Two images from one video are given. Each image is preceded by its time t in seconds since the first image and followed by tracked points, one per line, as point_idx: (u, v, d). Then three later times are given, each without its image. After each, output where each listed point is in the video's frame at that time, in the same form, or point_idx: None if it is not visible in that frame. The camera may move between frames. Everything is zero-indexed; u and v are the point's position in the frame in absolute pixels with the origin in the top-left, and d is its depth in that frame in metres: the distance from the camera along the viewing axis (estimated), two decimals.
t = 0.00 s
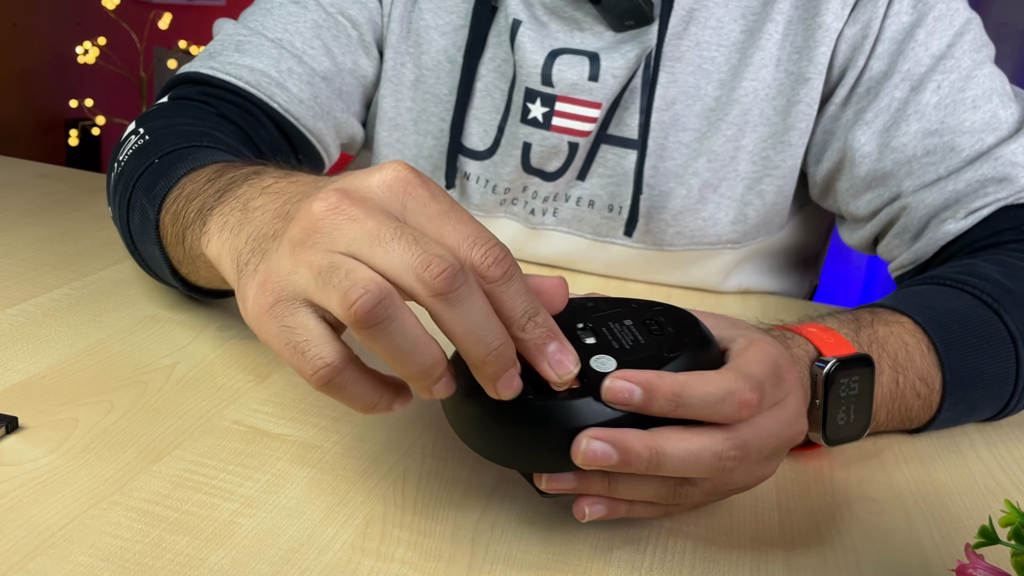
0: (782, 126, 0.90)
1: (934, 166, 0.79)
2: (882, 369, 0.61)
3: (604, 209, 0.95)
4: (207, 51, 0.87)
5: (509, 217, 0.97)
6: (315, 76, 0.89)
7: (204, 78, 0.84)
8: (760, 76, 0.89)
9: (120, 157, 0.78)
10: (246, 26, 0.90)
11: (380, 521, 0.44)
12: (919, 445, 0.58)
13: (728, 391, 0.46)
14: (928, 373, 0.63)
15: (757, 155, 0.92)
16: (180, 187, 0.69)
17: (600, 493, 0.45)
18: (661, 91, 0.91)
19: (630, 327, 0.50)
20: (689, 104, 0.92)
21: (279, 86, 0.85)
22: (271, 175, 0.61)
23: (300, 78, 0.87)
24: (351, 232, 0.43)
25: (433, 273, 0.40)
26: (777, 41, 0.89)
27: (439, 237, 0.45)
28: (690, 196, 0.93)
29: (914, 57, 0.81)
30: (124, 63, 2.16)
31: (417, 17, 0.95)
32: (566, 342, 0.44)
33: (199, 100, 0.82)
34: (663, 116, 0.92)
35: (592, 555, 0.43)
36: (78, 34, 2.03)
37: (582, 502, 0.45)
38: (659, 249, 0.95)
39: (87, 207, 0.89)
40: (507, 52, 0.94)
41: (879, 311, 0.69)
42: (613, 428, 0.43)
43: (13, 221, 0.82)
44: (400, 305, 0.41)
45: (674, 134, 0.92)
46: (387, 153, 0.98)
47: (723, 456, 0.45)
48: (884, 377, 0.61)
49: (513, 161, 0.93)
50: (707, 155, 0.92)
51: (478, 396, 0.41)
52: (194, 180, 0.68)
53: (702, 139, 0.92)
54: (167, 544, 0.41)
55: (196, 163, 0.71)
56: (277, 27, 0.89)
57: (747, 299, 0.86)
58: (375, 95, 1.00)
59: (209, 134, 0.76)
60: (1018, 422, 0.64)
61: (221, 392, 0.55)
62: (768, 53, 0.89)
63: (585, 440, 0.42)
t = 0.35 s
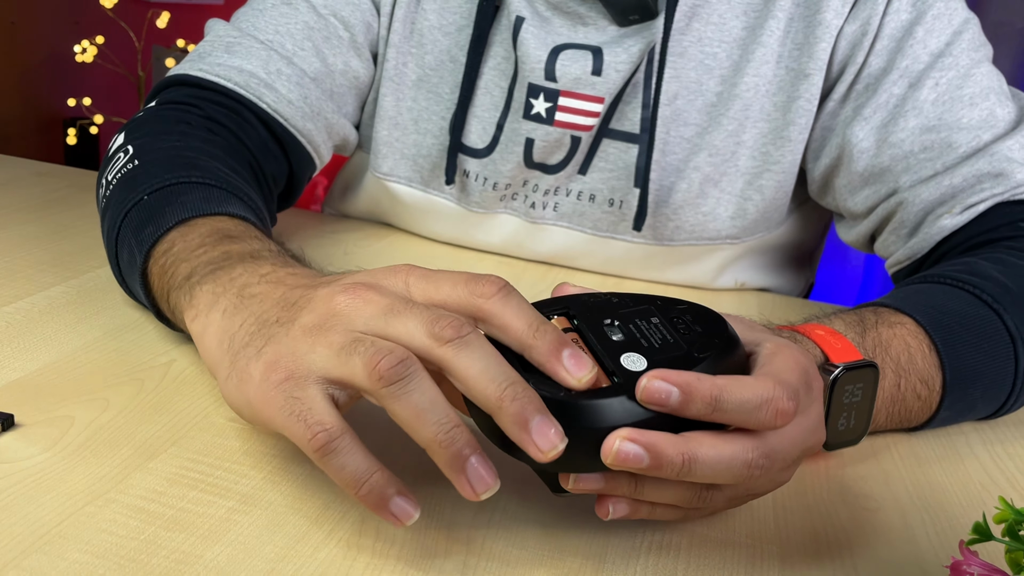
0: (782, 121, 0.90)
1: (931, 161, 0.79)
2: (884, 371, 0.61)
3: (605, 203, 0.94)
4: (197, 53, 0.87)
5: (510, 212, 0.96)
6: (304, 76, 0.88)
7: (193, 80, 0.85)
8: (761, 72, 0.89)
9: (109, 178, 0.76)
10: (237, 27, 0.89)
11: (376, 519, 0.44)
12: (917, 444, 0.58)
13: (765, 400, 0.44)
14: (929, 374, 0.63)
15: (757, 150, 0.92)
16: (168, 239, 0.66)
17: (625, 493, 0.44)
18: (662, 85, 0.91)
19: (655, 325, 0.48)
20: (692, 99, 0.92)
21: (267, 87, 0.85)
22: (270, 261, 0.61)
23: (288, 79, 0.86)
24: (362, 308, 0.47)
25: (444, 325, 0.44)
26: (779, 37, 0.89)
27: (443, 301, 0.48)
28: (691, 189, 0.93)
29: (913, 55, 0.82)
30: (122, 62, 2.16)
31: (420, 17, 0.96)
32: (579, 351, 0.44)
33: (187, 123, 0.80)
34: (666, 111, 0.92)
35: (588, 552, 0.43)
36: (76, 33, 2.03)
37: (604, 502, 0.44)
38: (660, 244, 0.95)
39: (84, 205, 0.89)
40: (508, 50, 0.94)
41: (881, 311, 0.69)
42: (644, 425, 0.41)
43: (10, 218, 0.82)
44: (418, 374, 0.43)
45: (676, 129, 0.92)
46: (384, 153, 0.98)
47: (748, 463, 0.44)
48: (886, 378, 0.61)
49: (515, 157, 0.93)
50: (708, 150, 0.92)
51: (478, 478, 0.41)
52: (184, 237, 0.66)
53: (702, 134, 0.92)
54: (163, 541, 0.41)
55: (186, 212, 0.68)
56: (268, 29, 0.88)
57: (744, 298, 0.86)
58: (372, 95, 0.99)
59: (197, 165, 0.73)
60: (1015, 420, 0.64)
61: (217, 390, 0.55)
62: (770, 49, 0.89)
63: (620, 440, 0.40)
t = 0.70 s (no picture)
0: (775, 107, 0.91)
1: (924, 145, 0.79)
2: (865, 352, 0.62)
3: (599, 188, 0.94)
4: (186, 35, 0.88)
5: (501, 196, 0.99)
6: (293, 59, 0.89)
7: (182, 62, 0.84)
8: (755, 57, 0.90)
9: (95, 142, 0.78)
10: (225, 10, 0.90)
11: (360, 493, 0.44)
12: (901, 424, 0.59)
13: (705, 289, 0.48)
14: (912, 356, 0.63)
15: (750, 136, 0.92)
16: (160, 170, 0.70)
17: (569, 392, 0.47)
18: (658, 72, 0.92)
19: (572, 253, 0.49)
20: (687, 85, 0.92)
21: (255, 69, 0.85)
22: (248, 150, 0.65)
23: (275, 62, 0.87)
24: (354, 245, 0.48)
25: (472, 173, 0.45)
26: (774, 22, 0.89)
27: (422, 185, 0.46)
28: (684, 175, 0.93)
29: (907, 39, 0.82)
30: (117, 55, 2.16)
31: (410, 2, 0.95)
32: (548, 261, 0.44)
33: (162, 82, 0.83)
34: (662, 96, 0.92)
35: (569, 525, 0.44)
36: (71, 26, 2.03)
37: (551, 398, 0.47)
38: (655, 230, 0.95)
39: (75, 193, 0.89)
40: (502, 38, 0.95)
41: (864, 293, 0.68)
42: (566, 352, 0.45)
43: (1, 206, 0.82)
44: (379, 291, 0.45)
45: (670, 114, 0.93)
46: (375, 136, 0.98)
47: (672, 363, 0.48)
48: (867, 359, 0.61)
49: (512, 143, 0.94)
50: (700, 135, 0.92)
51: (437, 336, 0.41)
52: (176, 160, 0.70)
53: (695, 120, 0.93)
54: (148, 514, 0.41)
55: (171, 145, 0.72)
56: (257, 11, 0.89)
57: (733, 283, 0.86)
58: (362, 80, 0.99)
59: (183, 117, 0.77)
60: (1000, 401, 0.64)
61: (204, 370, 0.56)
62: (765, 34, 0.89)
63: (555, 325, 0.42)
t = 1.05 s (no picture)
0: (768, 112, 0.90)
1: (920, 148, 0.79)
2: (861, 352, 0.62)
3: (592, 195, 0.95)
4: (180, 37, 0.87)
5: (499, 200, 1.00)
6: (287, 61, 0.89)
7: (173, 63, 0.84)
8: (747, 62, 0.90)
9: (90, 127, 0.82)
10: (219, 12, 0.90)
11: (356, 495, 0.44)
12: (898, 425, 0.59)
13: (699, 282, 0.48)
14: (908, 356, 0.63)
15: (743, 141, 0.92)
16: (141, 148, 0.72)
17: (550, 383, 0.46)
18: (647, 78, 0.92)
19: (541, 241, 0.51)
20: (677, 91, 0.92)
21: (248, 68, 0.84)
22: (231, 104, 0.64)
23: (269, 62, 0.87)
24: (352, 229, 0.47)
25: (481, 177, 0.44)
26: (765, 25, 0.89)
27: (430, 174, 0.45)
28: (676, 182, 0.93)
29: (900, 41, 0.82)
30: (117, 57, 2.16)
31: (398, 9, 0.96)
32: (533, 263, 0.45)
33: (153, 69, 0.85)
34: (652, 103, 0.93)
35: (566, 527, 0.44)
36: (71, 28, 2.03)
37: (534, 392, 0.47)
38: (647, 237, 0.96)
39: (74, 195, 0.89)
40: (491, 46, 0.95)
41: (860, 294, 0.69)
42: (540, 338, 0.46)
43: None
44: (402, 287, 0.44)
45: (660, 121, 0.93)
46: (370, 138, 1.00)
47: (646, 347, 0.48)
48: (863, 359, 0.61)
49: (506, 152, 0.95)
50: (693, 141, 0.92)
51: (470, 339, 0.42)
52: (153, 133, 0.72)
53: (688, 125, 0.93)
54: (145, 517, 0.41)
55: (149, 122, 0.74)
56: (250, 14, 0.89)
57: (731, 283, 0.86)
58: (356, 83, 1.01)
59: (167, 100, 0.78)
60: (998, 401, 0.64)
61: (202, 372, 0.56)
62: (755, 38, 0.89)
63: (528, 311, 0.43)
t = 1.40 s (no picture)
0: (766, 114, 0.90)
1: (918, 150, 0.79)
2: (856, 349, 0.62)
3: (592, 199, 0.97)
4: (177, 41, 0.86)
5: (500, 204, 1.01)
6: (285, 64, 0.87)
7: (170, 65, 0.83)
8: (745, 65, 0.90)
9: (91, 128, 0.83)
10: (217, 14, 0.89)
11: (356, 497, 0.44)
12: (895, 424, 0.59)
13: (711, 236, 0.48)
14: (904, 354, 0.63)
15: (742, 144, 0.92)
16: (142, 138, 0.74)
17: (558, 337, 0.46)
18: (646, 82, 0.92)
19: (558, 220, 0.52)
20: (676, 94, 0.93)
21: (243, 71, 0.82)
22: (236, 83, 0.64)
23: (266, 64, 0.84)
24: (370, 195, 0.47)
25: (502, 135, 0.45)
26: (763, 28, 0.89)
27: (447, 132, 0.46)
28: (676, 185, 0.95)
29: (898, 43, 0.82)
30: (116, 57, 2.16)
31: (396, 12, 0.96)
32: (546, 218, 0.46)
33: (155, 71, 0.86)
34: (653, 107, 0.94)
35: (564, 527, 0.44)
36: (70, 28, 2.03)
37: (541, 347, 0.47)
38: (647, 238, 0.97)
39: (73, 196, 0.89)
40: (490, 50, 0.96)
41: (855, 292, 0.69)
42: (548, 292, 0.46)
43: None
44: (417, 245, 0.44)
45: (659, 125, 0.94)
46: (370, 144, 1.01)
47: (652, 303, 0.48)
48: (858, 357, 0.62)
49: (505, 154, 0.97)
50: (691, 144, 0.93)
51: (477, 292, 0.41)
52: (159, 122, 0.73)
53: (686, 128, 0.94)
54: (145, 520, 0.41)
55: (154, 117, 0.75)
56: (249, 16, 0.88)
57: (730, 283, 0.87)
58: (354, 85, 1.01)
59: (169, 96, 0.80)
60: (996, 401, 0.64)
61: (201, 375, 0.56)
62: (753, 41, 0.89)
63: (540, 257, 0.43)
